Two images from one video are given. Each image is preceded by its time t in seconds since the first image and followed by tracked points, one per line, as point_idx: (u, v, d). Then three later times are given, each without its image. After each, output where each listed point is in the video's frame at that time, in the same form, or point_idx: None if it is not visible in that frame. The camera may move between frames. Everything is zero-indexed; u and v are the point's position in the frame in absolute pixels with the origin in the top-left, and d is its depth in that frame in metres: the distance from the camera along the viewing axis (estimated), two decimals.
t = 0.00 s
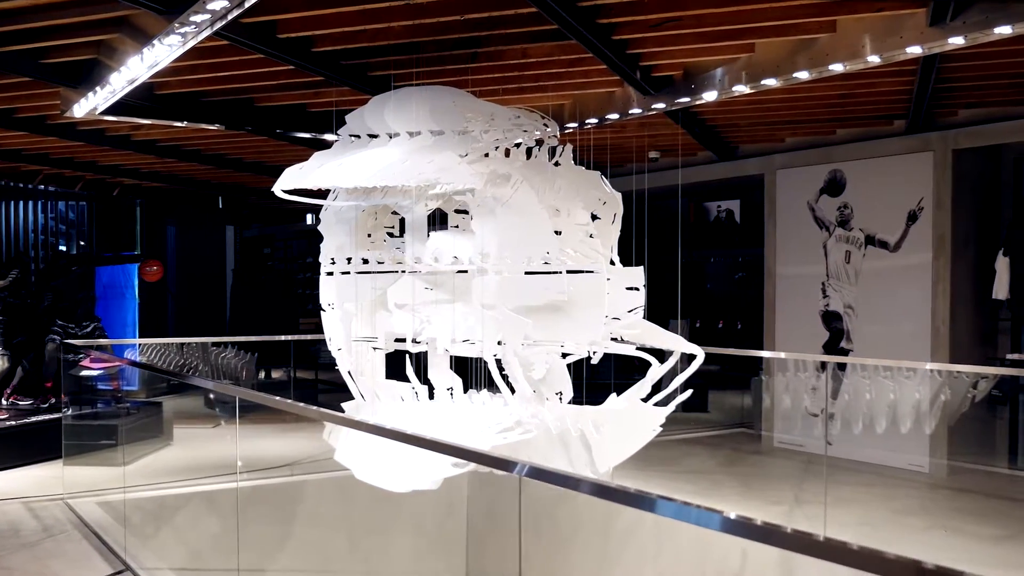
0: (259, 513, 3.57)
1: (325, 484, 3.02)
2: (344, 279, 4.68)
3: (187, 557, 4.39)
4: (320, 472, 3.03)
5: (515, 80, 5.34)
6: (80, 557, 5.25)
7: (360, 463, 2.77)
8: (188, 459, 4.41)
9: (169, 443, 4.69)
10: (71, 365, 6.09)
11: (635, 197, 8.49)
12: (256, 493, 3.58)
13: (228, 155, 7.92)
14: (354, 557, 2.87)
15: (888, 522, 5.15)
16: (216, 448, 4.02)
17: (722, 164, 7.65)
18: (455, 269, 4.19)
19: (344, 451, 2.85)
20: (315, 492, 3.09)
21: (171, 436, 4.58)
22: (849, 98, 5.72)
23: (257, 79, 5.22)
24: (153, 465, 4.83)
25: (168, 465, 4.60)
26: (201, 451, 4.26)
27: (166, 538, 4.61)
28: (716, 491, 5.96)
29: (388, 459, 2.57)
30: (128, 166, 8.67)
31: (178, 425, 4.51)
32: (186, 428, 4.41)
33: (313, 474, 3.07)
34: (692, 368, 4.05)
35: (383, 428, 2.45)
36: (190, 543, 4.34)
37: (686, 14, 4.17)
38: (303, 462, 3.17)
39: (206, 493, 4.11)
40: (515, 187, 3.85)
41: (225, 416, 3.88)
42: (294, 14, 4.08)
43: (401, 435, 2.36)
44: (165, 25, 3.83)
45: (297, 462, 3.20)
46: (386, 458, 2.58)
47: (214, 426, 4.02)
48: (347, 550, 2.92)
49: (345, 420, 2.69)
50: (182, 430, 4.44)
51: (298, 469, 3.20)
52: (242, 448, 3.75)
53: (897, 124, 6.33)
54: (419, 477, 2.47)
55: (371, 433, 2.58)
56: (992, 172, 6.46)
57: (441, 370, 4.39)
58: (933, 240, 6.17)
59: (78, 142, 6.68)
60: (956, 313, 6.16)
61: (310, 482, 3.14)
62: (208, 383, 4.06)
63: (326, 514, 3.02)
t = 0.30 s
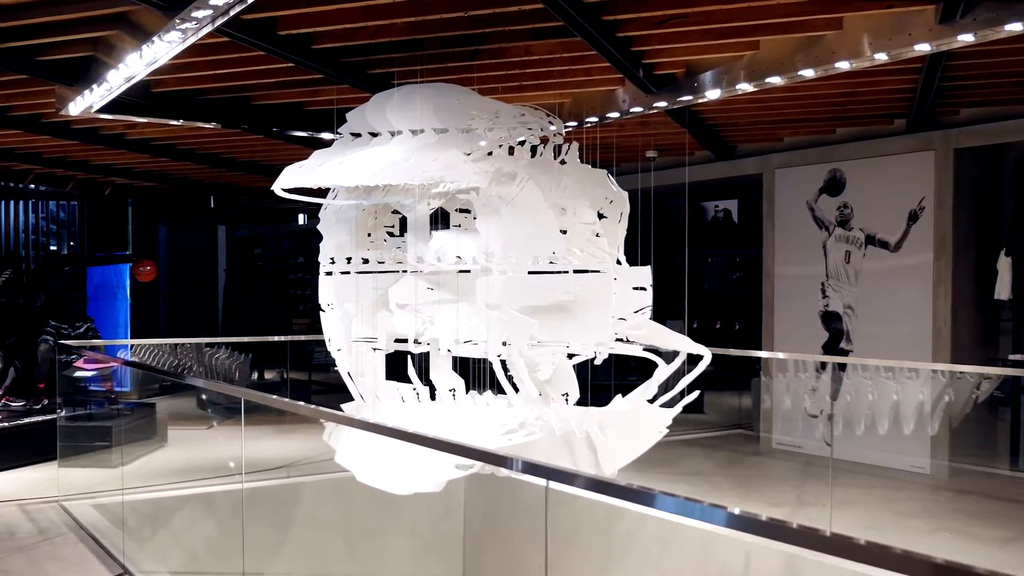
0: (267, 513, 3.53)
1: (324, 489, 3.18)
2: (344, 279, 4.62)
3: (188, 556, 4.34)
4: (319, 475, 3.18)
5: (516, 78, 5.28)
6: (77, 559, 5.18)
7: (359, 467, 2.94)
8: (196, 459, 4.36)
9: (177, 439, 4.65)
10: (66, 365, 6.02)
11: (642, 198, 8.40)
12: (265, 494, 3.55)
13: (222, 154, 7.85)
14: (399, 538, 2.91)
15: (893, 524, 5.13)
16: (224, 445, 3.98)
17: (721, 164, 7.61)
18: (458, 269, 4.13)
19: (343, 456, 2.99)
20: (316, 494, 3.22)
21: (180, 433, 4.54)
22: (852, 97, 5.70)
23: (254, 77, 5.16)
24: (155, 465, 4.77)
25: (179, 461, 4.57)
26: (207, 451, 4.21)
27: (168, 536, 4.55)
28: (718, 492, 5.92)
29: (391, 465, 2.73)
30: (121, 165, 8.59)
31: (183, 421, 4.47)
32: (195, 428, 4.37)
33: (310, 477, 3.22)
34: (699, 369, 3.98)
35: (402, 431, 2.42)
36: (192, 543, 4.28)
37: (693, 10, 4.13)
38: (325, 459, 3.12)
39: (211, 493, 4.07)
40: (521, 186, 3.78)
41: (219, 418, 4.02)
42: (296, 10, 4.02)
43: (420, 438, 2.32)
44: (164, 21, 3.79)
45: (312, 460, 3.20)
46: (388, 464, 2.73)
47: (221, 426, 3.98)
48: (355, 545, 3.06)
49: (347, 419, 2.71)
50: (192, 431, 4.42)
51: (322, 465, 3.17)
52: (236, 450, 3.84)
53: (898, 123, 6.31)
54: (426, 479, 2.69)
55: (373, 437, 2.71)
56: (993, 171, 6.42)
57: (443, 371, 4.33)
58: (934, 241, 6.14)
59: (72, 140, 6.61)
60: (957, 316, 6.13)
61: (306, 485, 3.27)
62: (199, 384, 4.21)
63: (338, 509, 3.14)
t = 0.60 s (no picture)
0: (269, 516, 3.46)
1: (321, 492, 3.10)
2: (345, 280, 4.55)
3: (188, 559, 4.27)
4: (319, 475, 3.10)
5: (516, 76, 5.22)
6: (75, 563, 5.10)
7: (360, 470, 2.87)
8: (190, 462, 4.27)
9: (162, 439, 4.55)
10: (61, 367, 5.94)
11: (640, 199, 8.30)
12: (266, 496, 3.47)
13: (216, 153, 7.77)
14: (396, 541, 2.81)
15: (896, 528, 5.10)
16: (219, 450, 3.96)
17: (719, 163, 7.57)
18: (462, 269, 4.07)
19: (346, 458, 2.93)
20: (313, 495, 3.15)
21: (176, 436, 4.44)
22: (853, 95, 5.67)
23: (252, 75, 5.10)
24: (153, 466, 4.69)
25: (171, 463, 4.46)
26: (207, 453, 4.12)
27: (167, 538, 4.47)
28: (720, 493, 5.88)
29: (390, 468, 2.65)
30: (113, 164, 8.52)
31: (180, 422, 4.38)
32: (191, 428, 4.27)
33: (310, 478, 3.15)
34: (707, 370, 3.95)
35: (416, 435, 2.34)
36: (191, 546, 4.19)
37: (700, 7, 4.08)
38: (330, 460, 3.02)
39: (212, 497, 3.99)
40: (528, 184, 3.73)
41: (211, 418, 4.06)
42: (298, 7, 3.97)
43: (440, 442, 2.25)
44: (165, 18, 3.76)
45: (314, 460, 3.12)
46: (387, 467, 2.66)
47: (221, 426, 3.91)
48: (356, 544, 2.95)
49: (364, 424, 2.72)
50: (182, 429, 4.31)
51: (324, 468, 3.06)
52: (228, 452, 3.85)
53: (898, 121, 6.29)
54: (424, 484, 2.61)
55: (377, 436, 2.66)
56: (994, 170, 6.38)
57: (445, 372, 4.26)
58: (937, 240, 6.12)
59: (65, 139, 6.53)
60: (959, 308, 6.11)
61: (304, 486, 3.20)
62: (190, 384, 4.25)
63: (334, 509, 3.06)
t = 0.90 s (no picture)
0: (265, 518, 3.37)
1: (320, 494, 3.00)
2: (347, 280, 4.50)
3: (185, 563, 4.19)
4: (316, 477, 3.02)
5: (517, 74, 5.16)
6: (70, 568, 5.02)
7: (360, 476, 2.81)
8: (194, 463, 4.20)
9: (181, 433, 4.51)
10: (54, 368, 5.87)
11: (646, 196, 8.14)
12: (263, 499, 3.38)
13: (210, 152, 7.70)
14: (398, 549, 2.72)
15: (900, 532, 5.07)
16: (210, 451, 4.04)
17: (717, 162, 7.52)
18: (466, 270, 4.00)
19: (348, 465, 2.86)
20: (312, 495, 3.07)
21: (182, 436, 4.39)
22: (856, 93, 5.64)
23: (250, 73, 5.04)
24: (153, 468, 4.63)
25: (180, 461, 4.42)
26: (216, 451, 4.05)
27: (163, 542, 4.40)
28: (722, 495, 5.84)
29: (391, 473, 2.59)
30: (104, 163, 8.42)
31: (186, 423, 4.34)
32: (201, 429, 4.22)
33: (307, 479, 3.07)
34: (716, 372, 3.89)
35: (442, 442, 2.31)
36: (187, 548, 4.12)
37: (708, 4, 4.03)
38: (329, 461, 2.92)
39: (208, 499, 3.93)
40: (536, 183, 3.67)
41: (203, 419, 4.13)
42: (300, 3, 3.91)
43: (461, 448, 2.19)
44: (167, 14, 3.73)
45: (308, 462, 3.07)
46: (389, 473, 2.60)
47: (225, 427, 3.86)
48: (351, 545, 2.90)
49: (373, 429, 2.64)
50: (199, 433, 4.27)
51: (322, 468, 2.97)
52: (219, 453, 3.91)
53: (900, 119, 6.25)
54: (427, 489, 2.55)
55: (381, 441, 2.58)
56: (996, 170, 6.35)
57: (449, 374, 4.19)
58: (939, 239, 6.11)
59: (58, 137, 6.46)
60: (960, 311, 6.10)
61: (302, 488, 3.12)
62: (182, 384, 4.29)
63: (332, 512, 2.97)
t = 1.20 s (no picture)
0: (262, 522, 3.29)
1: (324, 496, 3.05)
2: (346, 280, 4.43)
3: (182, 567, 4.14)
4: (317, 478, 3.08)
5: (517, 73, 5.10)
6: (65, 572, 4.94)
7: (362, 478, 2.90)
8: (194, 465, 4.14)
9: (178, 434, 4.45)
10: (47, 369, 5.80)
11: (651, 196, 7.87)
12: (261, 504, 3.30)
13: (202, 151, 7.62)
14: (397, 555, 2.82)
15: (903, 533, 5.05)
16: (202, 451, 4.21)
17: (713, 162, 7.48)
18: (469, 270, 3.95)
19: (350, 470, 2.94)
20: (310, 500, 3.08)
21: (182, 438, 4.35)
22: (857, 92, 5.62)
23: (247, 70, 4.98)
24: (150, 470, 4.57)
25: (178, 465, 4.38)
26: (222, 452, 3.99)
27: (158, 545, 4.34)
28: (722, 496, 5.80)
29: (394, 475, 2.67)
30: (95, 161, 8.33)
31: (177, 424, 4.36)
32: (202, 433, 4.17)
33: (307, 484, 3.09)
34: (723, 372, 3.84)
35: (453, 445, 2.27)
36: (184, 551, 4.06)
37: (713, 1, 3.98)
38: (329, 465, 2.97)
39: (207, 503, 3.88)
40: (542, 182, 3.61)
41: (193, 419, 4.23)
42: None
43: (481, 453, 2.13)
44: (165, 11, 3.69)
45: (312, 464, 3.08)
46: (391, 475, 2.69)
47: (226, 428, 3.82)
48: (347, 547, 2.97)
49: (383, 431, 2.59)
50: (198, 434, 4.21)
51: (322, 469, 3.03)
52: (211, 455, 4.07)
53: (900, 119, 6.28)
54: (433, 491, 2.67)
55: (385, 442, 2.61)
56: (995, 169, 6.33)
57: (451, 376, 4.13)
58: (939, 238, 6.09)
59: (50, 135, 6.40)
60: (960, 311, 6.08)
61: (298, 492, 3.11)
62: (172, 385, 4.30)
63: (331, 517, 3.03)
